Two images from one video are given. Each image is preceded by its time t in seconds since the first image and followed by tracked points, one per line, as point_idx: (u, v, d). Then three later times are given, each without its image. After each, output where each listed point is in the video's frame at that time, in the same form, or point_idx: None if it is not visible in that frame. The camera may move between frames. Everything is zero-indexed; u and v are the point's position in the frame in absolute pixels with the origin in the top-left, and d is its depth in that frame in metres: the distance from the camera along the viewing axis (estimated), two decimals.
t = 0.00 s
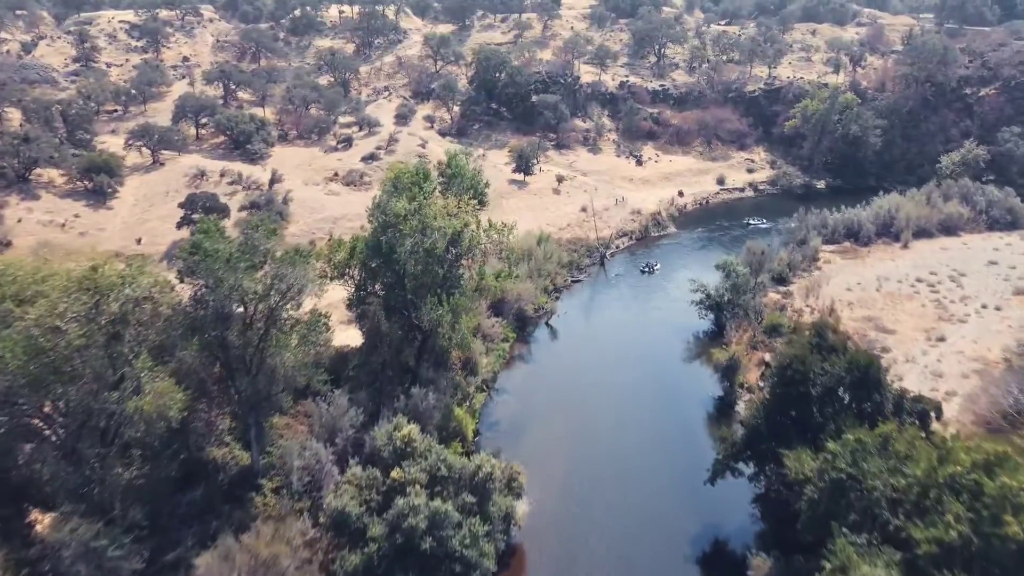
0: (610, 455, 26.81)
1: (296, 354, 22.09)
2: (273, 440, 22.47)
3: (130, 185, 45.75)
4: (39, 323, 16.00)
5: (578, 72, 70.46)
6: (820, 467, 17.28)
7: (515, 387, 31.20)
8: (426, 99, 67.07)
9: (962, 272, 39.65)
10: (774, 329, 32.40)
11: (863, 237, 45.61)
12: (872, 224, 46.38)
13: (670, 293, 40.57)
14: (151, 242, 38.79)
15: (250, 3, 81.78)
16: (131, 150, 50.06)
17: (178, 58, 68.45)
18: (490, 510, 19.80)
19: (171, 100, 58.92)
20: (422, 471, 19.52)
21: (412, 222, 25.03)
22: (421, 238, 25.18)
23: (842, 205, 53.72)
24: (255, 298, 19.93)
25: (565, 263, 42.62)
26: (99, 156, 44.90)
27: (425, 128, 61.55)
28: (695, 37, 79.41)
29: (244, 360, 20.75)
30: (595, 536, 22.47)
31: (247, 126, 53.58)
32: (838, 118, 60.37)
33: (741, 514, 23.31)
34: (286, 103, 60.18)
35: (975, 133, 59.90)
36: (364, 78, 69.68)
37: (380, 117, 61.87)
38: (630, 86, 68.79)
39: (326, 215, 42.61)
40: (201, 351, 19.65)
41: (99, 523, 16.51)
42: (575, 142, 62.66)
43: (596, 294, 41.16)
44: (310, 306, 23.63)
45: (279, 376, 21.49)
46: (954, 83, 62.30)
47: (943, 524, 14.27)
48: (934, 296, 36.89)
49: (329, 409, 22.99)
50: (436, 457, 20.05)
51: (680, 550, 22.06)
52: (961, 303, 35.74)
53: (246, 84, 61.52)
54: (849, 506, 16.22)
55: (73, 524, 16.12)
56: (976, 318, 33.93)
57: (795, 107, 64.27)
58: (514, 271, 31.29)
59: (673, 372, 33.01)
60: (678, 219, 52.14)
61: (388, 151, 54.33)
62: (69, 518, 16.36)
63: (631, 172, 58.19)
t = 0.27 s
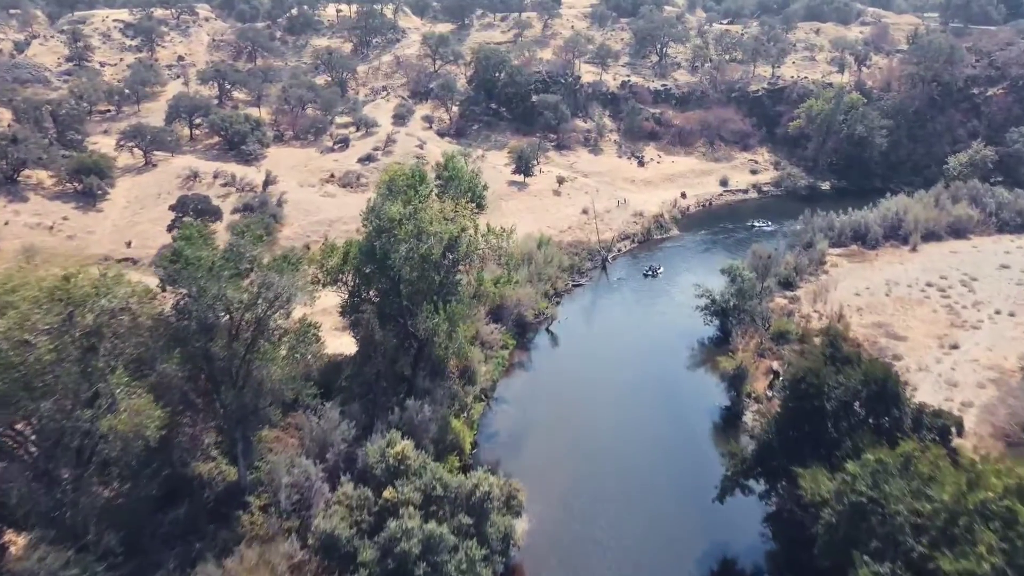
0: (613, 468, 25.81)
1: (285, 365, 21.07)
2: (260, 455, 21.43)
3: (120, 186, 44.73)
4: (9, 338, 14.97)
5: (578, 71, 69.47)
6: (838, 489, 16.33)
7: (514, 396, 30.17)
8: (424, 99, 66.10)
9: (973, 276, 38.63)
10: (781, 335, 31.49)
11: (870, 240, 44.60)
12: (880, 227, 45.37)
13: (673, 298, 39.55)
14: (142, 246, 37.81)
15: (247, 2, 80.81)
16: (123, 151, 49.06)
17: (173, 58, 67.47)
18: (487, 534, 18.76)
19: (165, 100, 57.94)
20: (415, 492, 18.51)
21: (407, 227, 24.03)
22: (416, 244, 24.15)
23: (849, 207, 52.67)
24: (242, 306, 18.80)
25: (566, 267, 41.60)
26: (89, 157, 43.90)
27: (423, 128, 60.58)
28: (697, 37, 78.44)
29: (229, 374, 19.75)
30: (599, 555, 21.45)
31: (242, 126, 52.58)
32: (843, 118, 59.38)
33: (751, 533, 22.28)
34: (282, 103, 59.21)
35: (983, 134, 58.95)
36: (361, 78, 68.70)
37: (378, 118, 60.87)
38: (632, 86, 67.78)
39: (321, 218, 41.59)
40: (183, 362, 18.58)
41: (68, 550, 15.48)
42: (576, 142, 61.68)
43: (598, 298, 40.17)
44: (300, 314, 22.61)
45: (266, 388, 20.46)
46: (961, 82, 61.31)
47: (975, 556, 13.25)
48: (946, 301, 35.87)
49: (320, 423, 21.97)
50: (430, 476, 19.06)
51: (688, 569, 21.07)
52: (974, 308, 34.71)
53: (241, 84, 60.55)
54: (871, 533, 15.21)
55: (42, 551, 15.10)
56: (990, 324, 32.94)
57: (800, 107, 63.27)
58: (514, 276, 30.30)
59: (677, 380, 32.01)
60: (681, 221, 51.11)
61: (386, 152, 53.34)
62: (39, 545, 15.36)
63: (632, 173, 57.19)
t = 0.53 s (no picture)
0: (617, 483, 24.78)
1: (272, 376, 20.05)
2: (245, 472, 20.36)
3: (111, 187, 43.72)
4: None
5: (579, 70, 68.47)
6: (859, 512, 15.32)
7: (513, 406, 29.13)
8: (422, 98, 65.15)
9: (985, 280, 37.62)
10: (789, 342, 30.54)
11: (878, 242, 43.59)
12: (888, 228, 44.34)
13: (677, 302, 38.52)
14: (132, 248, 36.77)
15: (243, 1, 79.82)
16: (114, 151, 48.04)
17: (168, 56, 66.49)
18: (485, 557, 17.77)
19: (158, 100, 56.92)
20: (408, 513, 17.50)
21: (402, 230, 22.97)
22: (411, 249, 23.09)
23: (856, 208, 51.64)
24: (223, 315, 17.74)
25: (566, 270, 40.55)
26: (79, 157, 42.91)
27: (421, 128, 59.60)
28: (699, 35, 77.49)
29: (213, 386, 18.75)
30: None
31: (236, 126, 51.57)
32: (849, 117, 58.37)
33: (763, 555, 21.21)
34: (277, 102, 58.18)
35: (991, 133, 57.95)
36: (359, 78, 67.71)
37: (375, 117, 59.88)
38: (633, 85, 66.75)
39: (316, 219, 40.58)
40: (160, 375, 17.46)
41: None
42: (576, 142, 60.67)
43: (599, 302, 39.14)
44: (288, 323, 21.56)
45: (251, 402, 19.39)
46: (968, 81, 60.32)
47: None
48: (958, 306, 34.85)
49: (309, 437, 20.89)
50: (424, 496, 18.03)
51: None
52: (988, 313, 33.68)
53: (236, 83, 59.53)
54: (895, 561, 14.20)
55: None
56: (1005, 330, 31.92)
57: (804, 106, 62.27)
58: (513, 280, 29.25)
59: (682, 389, 30.98)
60: (684, 222, 50.09)
61: (383, 152, 52.31)
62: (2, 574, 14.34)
63: (634, 174, 56.17)
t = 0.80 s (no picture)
0: (620, 497, 23.76)
1: (258, 388, 19.02)
2: (230, 489, 19.43)
3: (101, 188, 42.68)
4: None
5: (580, 69, 67.46)
6: (881, 538, 14.45)
7: (513, 416, 28.13)
8: (421, 97, 64.20)
9: (998, 283, 36.63)
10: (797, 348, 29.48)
11: (887, 244, 42.59)
12: (897, 230, 43.34)
13: (681, 305, 37.56)
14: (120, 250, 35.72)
15: None
16: (105, 151, 47.00)
17: (162, 55, 65.47)
18: None
19: (151, 99, 55.84)
20: (401, 536, 16.48)
21: (396, 234, 21.95)
22: (406, 254, 22.05)
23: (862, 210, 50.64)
24: (193, 332, 16.69)
25: (567, 273, 39.54)
26: (68, 158, 41.88)
27: (419, 128, 58.62)
28: (701, 34, 76.52)
29: (195, 401, 17.74)
30: None
31: (231, 125, 50.55)
32: (855, 117, 57.36)
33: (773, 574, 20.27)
34: (272, 102, 57.14)
35: (998, 133, 57.01)
36: (356, 77, 66.70)
37: (372, 117, 58.88)
38: (635, 84, 65.75)
39: (311, 221, 39.57)
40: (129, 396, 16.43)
41: None
42: (577, 142, 59.67)
43: (601, 306, 38.17)
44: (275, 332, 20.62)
45: (234, 416, 18.41)
46: (975, 80, 59.36)
47: None
48: (971, 310, 33.85)
49: (298, 451, 19.89)
50: (417, 517, 17.01)
51: None
52: (1002, 318, 32.68)
53: (231, 82, 58.50)
54: None
55: None
56: (1020, 336, 30.94)
57: (809, 106, 61.28)
58: (512, 285, 28.30)
59: (687, 397, 29.95)
60: (687, 224, 49.08)
61: (380, 152, 51.30)
62: None
63: (636, 174, 55.17)
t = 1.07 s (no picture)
0: (623, 512, 22.73)
1: (243, 402, 18.03)
2: (212, 508, 18.36)
3: (91, 189, 41.66)
4: None
5: (580, 68, 66.44)
6: (908, 568, 13.48)
7: (511, 424, 27.12)
8: (419, 97, 63.30)
9: (1011, 287, 35.60)
10: (806, 355, 28.41)
11: (896, 247, 41.57)
12: (906, 232, 42.33)
13: (685, 309, 36.59)
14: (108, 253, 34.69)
15: None
16: (96, 151, 45.97)
17: (157, 54, 64.46)
18: None
19: (144, 98, 54.82)
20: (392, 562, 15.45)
21: (389, 239, 20.95)
22: (399, 259, 21.03)
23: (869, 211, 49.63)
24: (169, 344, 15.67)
25: (569, 276, 38.54)
26: (56, 158, 40.86)
27: (417, 128, 57.64)
28: (703, 32, 75.55)
29: (177, 415, 16.74)
30: None
31: (224, 125, 49.53)
32: (861, 116, 56.35)
33: None
34: (267, 101, 56.13)
35: (1007, 133, 56.03)
36: (354, 76, 65.68)
37: (370, 117, 57.87)
38: (636, 83, 64.74)
39: (305, 223, 38.56)
40: (101, 413, 15.38)
41: None
42: (577, 142, 58.66)
43: (603, 309, 37.21)
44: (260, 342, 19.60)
45: (216, 432, 17.38)
46: (983, 79, 58.39)
47: None
48: (985, 315, 32.84)
49: (286, 468, 18.82)
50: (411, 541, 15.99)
51: None
52: (1018, 323, 31.66)
53: (226, 81, 57.49)
54: None
55: None
56: None
57: (813, 105, 60.27)
58: (511, 290, 27.31)
59: (692, 404, 28.91)
60: (690, 225, 48.07)
61: (377, 152, 50.29)
62: None
63: (638, 175, 54.16)
